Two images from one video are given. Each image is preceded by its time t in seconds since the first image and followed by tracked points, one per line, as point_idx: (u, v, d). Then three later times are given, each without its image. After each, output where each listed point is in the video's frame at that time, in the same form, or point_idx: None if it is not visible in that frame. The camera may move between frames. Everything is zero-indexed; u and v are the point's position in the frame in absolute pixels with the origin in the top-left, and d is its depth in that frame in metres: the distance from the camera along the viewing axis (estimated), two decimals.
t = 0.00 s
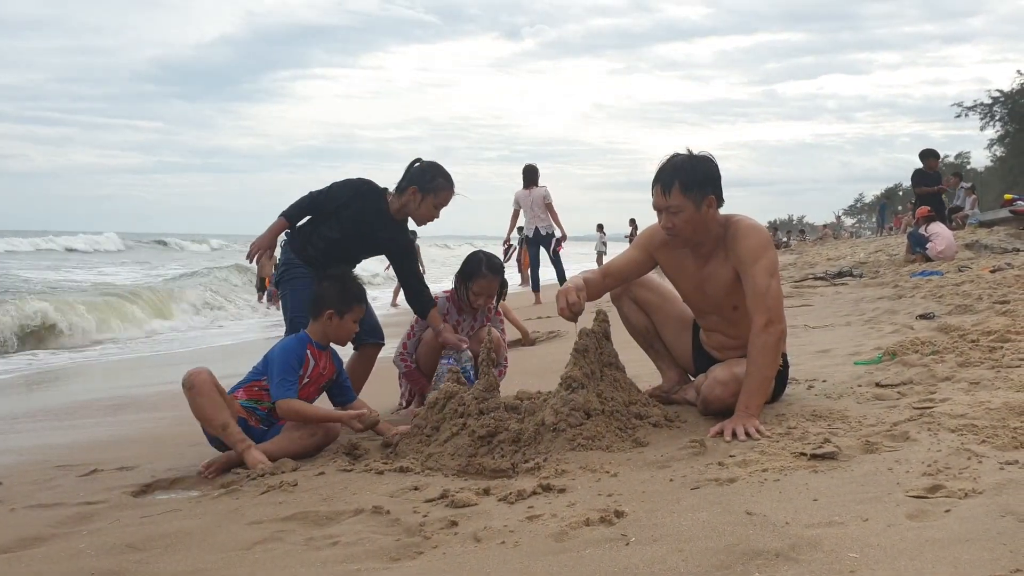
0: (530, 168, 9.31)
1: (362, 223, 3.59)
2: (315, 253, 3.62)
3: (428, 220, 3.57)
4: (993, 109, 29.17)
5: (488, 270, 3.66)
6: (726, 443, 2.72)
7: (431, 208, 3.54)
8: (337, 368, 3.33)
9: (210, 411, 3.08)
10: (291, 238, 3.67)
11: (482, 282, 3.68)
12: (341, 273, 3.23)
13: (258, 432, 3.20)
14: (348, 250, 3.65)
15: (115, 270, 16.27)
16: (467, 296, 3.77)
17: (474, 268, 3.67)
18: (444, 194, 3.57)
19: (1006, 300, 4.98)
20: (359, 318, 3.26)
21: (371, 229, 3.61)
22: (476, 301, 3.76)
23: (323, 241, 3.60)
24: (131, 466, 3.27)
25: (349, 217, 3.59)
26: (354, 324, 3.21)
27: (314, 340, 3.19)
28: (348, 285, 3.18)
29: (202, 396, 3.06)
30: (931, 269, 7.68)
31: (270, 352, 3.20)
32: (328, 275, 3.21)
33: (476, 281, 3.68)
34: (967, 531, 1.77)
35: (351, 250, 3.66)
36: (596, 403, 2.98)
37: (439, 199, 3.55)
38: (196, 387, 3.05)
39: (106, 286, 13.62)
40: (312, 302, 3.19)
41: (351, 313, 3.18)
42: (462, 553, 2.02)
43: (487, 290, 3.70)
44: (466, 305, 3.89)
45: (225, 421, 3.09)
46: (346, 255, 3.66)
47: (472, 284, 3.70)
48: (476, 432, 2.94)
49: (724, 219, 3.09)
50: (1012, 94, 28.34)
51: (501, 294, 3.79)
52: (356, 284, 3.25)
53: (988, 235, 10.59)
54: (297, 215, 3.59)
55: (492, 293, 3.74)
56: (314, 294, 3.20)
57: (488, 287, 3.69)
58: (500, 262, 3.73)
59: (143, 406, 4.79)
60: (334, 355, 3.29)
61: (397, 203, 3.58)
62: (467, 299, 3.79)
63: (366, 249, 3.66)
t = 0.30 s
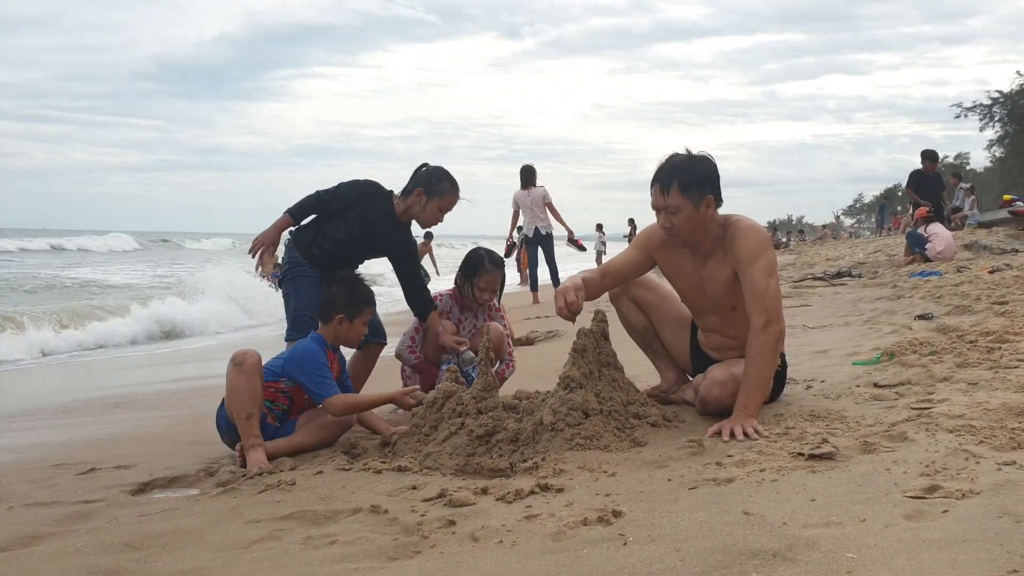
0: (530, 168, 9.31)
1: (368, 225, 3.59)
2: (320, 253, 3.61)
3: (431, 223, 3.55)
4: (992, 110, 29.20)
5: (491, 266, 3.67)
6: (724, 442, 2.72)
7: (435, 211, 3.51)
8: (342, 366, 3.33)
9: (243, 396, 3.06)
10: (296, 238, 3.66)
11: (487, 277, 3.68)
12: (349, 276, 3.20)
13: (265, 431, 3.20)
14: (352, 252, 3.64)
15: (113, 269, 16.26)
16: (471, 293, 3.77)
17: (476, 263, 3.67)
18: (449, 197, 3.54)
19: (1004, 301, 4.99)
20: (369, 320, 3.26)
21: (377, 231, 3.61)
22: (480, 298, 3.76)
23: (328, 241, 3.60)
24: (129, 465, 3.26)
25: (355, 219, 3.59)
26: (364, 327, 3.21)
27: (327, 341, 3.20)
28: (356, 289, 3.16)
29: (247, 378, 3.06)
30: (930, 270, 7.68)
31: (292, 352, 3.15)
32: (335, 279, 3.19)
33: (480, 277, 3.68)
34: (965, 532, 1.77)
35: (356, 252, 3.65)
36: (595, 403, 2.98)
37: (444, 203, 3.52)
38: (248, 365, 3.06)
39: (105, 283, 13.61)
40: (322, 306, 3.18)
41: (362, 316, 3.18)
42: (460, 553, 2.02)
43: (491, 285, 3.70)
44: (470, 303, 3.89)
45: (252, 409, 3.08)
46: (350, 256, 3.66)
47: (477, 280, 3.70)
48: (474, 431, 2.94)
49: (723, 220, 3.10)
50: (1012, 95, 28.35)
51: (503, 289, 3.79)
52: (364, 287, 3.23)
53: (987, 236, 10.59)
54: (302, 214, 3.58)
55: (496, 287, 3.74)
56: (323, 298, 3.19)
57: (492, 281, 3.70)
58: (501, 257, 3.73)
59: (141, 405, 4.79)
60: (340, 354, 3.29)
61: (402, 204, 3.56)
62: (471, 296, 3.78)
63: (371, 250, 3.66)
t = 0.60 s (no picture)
0: (533, 170, 9.30)
1: (367, 220, 3.60)
2: (320, 251, 3.61)
3: (425, 212, 3.57)
4: (991, 111, 29.21)
5: (494, 262, 3.67)
6: (723, 442, 2.72)
7: (428, 199, 3.54)
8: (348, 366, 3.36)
9: (246, 396, 3.05)
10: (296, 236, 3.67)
11: (489, 274, 3.67)
12: (352, 281, 3.24)
13: (265, 430, 3.18)
14: (352, 248, 3.66)
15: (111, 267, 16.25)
16: (476, 292, 3.76)
17: (479, 261, 3.66)
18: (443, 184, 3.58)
19: (1003, 302, 4.99)
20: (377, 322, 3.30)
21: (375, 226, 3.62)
22: (484, 296, 3.75)
23: (328, 239, 3.61)
24: (128, 463, 3.26)
25: (354, 215, 3.61)
26: (373, 330, 3.25)
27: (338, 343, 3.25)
28: (360, 291, 3.20)
29: (253, 378, 3.06)
30: (928, 270, 7.69)
31: (309, 355, 3.18)
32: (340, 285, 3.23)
33: (483, 274, 3.68)
34: (962, 533, 1.77)
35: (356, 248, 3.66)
36: (593, 402, 2.98)
37: (438, 190, 3.55)
38: (254, 365, 3.05)
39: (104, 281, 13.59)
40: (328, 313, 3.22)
41: (372, 320, 3.22)
42: (458, 552, 2.02)
43: (494, 282, 3.69)
44: (473, 302, 3.89)
45: (254, 409, 3.07)
46: (350, 253, 3.66)
47: (480, 278, 3.70)
48: (472, 431, 2.94)
49: (722, 220, 3.10)
50: (1011, 96, 28.35)
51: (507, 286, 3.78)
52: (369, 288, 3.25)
53: (986, 236, 10.59)
54: (299, 213, 3.60)
55: (499, 284, 3.73)
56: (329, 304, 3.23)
57: (495, 278, 3.69)
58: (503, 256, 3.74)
59: (139, 403, 4.79)
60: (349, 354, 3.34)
61: (397, 194, 3.60)
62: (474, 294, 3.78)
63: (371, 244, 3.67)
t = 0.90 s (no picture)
0: (534, 171, 9.31)
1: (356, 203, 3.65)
2: (320, 246, 3.63)
3: (403, 182, 3.60)
4: (991, 111, 29.23)
5: (492, 264, 3.66)
6: (721, 442, 2.72)
7: (405, 167, 3.56)
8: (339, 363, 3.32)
9: (236, 395, 3.05)
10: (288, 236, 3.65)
11: (488, 275, 3.67)
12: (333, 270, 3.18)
13: (259, 428, 3.19)
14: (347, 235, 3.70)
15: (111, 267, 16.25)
16: (475, 292, 3.76)
17: (478, 262, 3.66)
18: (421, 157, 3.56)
19: (1002, 302, 5.00)
20: (361, 313, 3.22)
21: (365, 206, 3.69)
22: (483, 296, 3.75)
23: (325, 232, 3.62)
24: (126, 462, 3.26)
25: (342, 201, 3.63)
26: (357, 320, 3.17)
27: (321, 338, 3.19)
28: (340, 281, 3.14)
29: (242, 377, 3.05)
30: (927, 271, 7.69)
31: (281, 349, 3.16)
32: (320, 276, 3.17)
33: (481, 275, 3.67)
34: (959, 533, 1.77)
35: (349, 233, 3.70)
36: (592, 402, 2.98)
37: (414, 161, 3.56)
38: (242, 365, 3.04)
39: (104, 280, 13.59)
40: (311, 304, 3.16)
41: (352, 311, 3.14)
42: (456, 551, 2.02)
43: (493, 283, 3.69)
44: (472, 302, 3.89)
45: (246, 408, 3.08)
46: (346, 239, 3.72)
47: (479, 278, 3.69)
48: (471, 430, 2.94)
49: (722, 219, 3.10)
50: (1011, 96, 28.37)
51: (507, 286, 3.78)
52: (349, 279, 3.19)
53: (985, 237, 10.60)
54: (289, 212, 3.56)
55: (499, 285, 3.72)
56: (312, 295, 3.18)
57: (494, 279, 3.68)
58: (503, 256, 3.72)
59: (139, 402, 4.79)
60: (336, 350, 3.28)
61: (377, 168, 3.64)
62: (474, 294, 3.78)
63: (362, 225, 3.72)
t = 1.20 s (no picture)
0: (536, 171, 9.30)
1: (340, 194, 3.67)
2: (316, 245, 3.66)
3: (364, 152, 3.61)
4: (992, 112, 29.22)
5: (489, 265, 3.66)
6: (721, 443, 2.72)
7: (361, 138, 3.57)
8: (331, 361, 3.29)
9: (234, 396, 3.05)
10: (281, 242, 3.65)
11: (485, 276, 3.67)
12: (320, 264, 3.15)
13: (257, 429, 3.18)
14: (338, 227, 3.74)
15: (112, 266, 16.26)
16: (473, 294, 3.76)
17: (476, 263, 3.66)
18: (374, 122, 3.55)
19: (1002, 302, 5.00)
20: (348, 307, 3.20)
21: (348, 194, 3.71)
22: (480, 298, 3.75)
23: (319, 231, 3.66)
24: (125, 461, 3.26)
25: (329, 194, 3.64)
26: (343, 313, 3.14)
27: (307, 334, 3.16)
28: (328, 274, 3.10)
29: (241, 377, 3.05)
30: (927, 272, 7.69)
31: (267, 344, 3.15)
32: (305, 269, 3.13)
33: (478, 277, 3.67)
34: (959, 534, 1.77)
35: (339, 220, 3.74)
36: (591, 403, 2.98)
37: (367, 130, 3.55)
38: (240, 365, 3.03)
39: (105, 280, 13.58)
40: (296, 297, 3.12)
41: (338, 305, 3.11)
42: (455, 552, 2.02)
43: (489, 284, 3.69)
44: (471, 304, 3.90)
45: (245, 408, 3.08)
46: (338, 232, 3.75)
47: (476, 280, 3.69)
48: (470, 431, 2.94)
49: (722, 220, 3.10)
50: (1012, 97, 28.37)
51: (505, 286, 3.78)
52: (337, 272, 3.16)
53: (984, 237, 10.60)
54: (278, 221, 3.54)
55: (496, 286, 3.72)
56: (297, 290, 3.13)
57: (491, 280, 3.69)
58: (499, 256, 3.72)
59: (139, 402, 4.79)
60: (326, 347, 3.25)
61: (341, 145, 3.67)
62: (471, 296, 3.78)
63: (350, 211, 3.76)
